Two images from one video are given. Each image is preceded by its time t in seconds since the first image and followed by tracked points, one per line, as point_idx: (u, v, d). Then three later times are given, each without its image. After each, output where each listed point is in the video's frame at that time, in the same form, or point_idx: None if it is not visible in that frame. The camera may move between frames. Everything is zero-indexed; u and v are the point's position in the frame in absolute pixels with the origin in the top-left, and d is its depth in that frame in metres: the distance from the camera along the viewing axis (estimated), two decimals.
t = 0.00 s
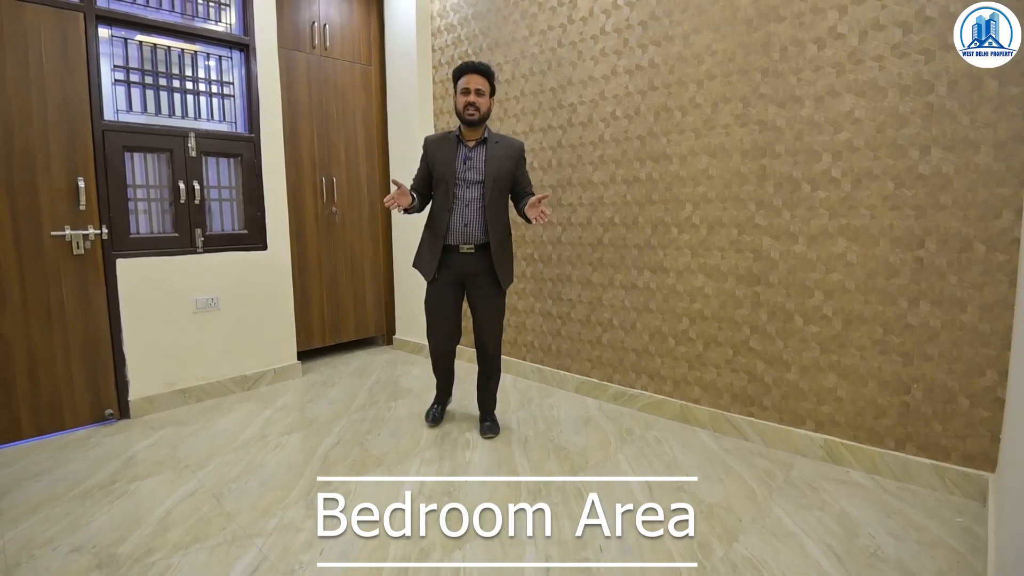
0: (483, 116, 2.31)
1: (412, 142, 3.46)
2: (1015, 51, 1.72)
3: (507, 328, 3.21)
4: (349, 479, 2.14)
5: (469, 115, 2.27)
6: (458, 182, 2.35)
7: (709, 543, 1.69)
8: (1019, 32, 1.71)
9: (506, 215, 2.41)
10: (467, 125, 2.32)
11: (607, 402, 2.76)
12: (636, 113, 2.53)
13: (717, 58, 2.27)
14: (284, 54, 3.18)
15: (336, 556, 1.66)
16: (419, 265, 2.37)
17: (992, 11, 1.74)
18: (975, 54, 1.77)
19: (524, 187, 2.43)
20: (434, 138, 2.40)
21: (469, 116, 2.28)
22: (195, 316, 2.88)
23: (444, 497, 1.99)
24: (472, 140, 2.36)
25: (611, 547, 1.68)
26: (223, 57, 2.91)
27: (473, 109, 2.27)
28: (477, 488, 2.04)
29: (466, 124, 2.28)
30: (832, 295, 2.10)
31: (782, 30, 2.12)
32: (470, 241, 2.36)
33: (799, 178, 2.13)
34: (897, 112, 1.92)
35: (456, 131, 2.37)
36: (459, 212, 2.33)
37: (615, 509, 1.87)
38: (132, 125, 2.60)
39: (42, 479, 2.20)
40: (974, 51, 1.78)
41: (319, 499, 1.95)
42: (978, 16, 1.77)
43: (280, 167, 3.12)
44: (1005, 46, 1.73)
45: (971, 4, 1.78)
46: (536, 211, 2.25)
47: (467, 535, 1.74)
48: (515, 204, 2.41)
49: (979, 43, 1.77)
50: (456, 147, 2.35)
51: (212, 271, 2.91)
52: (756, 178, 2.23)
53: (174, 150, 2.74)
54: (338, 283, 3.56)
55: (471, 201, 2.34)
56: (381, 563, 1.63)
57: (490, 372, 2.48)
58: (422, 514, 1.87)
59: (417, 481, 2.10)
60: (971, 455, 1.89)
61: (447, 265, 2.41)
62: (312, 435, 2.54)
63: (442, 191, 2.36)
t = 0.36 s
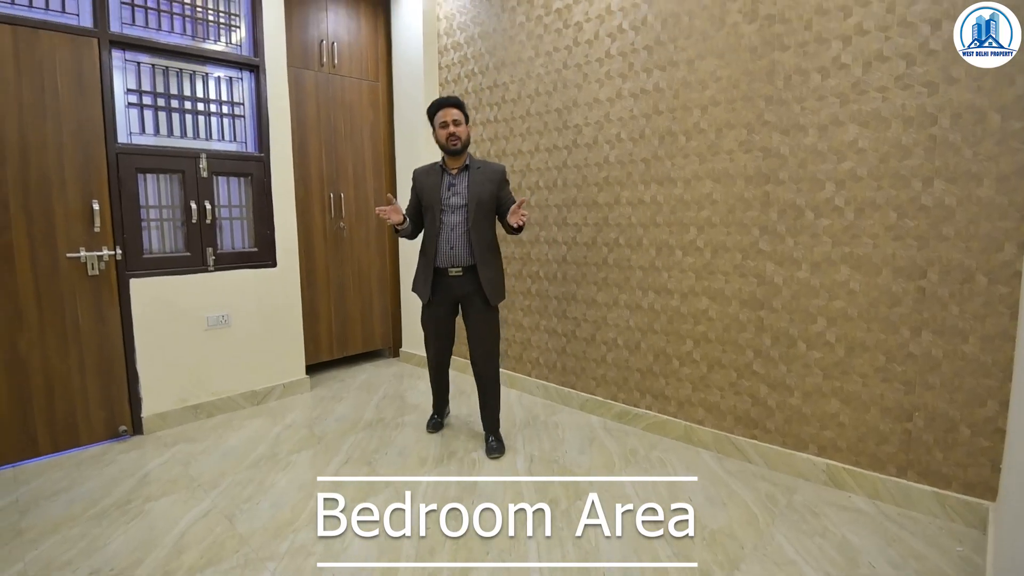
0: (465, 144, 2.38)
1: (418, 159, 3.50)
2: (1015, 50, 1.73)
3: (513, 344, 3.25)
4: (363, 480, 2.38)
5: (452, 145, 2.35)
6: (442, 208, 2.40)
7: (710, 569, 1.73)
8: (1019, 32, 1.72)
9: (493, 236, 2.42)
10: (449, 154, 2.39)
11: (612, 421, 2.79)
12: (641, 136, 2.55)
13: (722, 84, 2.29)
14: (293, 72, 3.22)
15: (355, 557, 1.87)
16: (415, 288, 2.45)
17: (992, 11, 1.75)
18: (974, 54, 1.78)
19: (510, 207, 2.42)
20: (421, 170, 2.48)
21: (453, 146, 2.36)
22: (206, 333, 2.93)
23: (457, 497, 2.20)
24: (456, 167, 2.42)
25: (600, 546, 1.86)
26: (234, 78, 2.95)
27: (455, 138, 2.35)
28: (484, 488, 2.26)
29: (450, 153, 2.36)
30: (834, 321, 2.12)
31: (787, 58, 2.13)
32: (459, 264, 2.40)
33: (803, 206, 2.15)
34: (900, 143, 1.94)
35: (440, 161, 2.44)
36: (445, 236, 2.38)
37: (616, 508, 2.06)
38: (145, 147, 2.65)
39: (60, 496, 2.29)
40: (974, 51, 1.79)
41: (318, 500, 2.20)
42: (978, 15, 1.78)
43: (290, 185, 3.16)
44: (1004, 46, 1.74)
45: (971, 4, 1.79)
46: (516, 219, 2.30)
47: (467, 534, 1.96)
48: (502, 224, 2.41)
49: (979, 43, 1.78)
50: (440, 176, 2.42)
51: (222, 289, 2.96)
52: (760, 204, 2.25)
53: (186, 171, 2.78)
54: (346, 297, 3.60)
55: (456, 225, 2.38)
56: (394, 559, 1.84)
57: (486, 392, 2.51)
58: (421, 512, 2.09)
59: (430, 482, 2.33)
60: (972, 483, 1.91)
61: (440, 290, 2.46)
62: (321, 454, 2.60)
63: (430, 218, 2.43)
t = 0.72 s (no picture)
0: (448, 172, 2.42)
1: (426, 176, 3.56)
2: (1015, 51, 1.74)
3: (518, 360, 3.30)
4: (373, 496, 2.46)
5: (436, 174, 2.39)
6: (432, 234, 2.43)
7: None
8: (1019, 32, 1.73)
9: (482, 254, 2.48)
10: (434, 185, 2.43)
11: (616, 440, 2.84)
12: (647, 160, 2.58)
13: (726, 112, 2.32)
14: (303, 92, 3.29)
15: (375, 557, 2.06)
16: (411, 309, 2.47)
17: (992, 11, 1.76)
18: (974, 52, 1.79)
19: (493, 226, 2.49)
20: (408, 199, 2.52)
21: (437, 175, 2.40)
22: (220, 349, 3.01)
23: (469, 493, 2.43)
24: (441, 195, 2.46)
25: (598, 550, 2.02)
26: (247, 100, 3.02)
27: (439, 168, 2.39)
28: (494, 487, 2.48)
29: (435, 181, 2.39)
30: (838, 350, 2.14)
31: (791, 88, 2.15)
32: (453, 283, 2.43)
33: (807, 235, 2.17)
34: (905, 176, 1.95)
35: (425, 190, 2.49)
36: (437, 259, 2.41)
37: (616, 508, 2.25)
38: (163, 171, 2.73)
39: (83, 512, 2.37)
40: (974, 51, 1.80)
41: (319, 500, 2.40)
42: (978, 16, 1.78)
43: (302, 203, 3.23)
44: (1004, 46, 1.75)
45: (971, 5, 1.80)
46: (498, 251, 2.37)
47: (466, 533, 2.15)
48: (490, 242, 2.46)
49: (979, 43, 1.79)
50: (426, 203, 2.46)
51: (236, 307, 3.04)
52: (764, 232, 2.27)
53: (201, 193, 2.86)
54: (354, 311, 3.67)
55: (446, 247, 2.42)
56: (408, 557, 2.03)
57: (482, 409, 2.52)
58: (421, 511, 2.30)
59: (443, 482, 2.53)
60: (973, 514, 1.92)
61: (435, 313, 2.49)
62: (332, 470, 2.68)
63: (420, 244, 2.45)
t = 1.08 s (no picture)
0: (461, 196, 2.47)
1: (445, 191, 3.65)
2: (1015, 51, 1.75)
3: (533, 375, 3.37)
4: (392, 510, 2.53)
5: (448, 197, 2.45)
6: (447, 254, 2.49)
7: None
8: (1019, 32, 1.75)
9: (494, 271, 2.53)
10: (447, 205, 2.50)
11: (629, 456, 2.89)
12: (662, 182, 2.62)
13: (741, 138, 2.36)
14: (326, 112, 3.39)
15: (398, 557, 2.19)
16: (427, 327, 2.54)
17: (992, 11, 1.78)
18: (973, 51, 1.81)
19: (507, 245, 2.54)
20: (423, 220, 2.59)
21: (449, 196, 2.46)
22: (246, 362, 3.13)
23: (482, 495, 2.58)
24: (455, 217, 2.52)
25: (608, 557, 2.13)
26: (272, 122, 3.13)
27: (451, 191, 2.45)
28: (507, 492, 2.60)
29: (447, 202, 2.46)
30: (851, 376, 2.16)
31: (806, 116, 2.18)
32: (468, 301, 2.49)
33: (821, 262, 2.19)
34: (919, 207, 1.96)
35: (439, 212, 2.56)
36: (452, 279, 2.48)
37: (625, 519, 2.36)
38: (193, 193, 2.86)
39: (120, 519, 2.49)
40: (974, 51, 1.82)
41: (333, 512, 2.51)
42: (978, 16, 1.80)
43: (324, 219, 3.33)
44: (1004, 46, 1.77)
45: (971, 4, 1.82)
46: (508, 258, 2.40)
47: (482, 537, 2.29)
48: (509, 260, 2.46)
49: (979, 43, 1.81)
50: (441, 224, 2.52)
51: (262, 321, 3.15)
52: (779, 257, 2.30)
53: (229, 213, 2.98)
54: (374, 323, 3.77)
55: (460, 266, 2.48)
56: (425, 559, 2.16)
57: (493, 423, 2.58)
58: (429, 518, 2.43)
59: (463, 482, 2.71)
60: (985, 544, 1.93)
61: (450, 331, 2.56)
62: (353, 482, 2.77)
63: (435, 264, 2.51)
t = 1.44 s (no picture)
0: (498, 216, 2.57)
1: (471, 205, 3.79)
2: (1015, 51, 1.78)
3: (556, 386, 3.52)
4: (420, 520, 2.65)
5: (486, 214, 2.54)
6: (476, 273, 2.58)
7: None
8: (1019, 32, 1.77)
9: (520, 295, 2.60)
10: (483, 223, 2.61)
11: (652, 469, 2.99)
12: (685, 201, 2.70)
13: (763, 159, 2.40)
14: (357, 128, 3.58)
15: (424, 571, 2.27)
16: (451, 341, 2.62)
17: (992, 11, 1.80)
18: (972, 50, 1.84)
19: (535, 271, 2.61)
20: (457, 234, 2.69)
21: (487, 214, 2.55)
22: (280, 370, 3.32)
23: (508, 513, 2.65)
24: (488, 235, 2.63)
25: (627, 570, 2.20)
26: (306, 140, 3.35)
27: (490, 209, 2.54)
28: (533, 507, 2.69)
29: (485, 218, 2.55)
30: (872, 398, 2.18)
31: (829, 139, 2.20)
32: (492, 321, 2.56)
33: (843, 284, 2.22)
34: (943, 233, 1.96)
35: (474, 228, 2.66)
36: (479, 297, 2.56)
37: (646, 535, 2.43)
38: (230, 209, 3.07)
39: (163, 520, 2.67)
40: (974, 51, 1.85)
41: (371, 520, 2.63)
42: (978, 15, 1.83)
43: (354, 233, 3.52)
44: (1004, 46, 1.79)
45: (971, 5, 1.85)
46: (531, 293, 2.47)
47: (506, 553, 2.36)
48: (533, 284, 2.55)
49: (979, 43, 1.84)
50: (474, 242, 2.62)
51: (295, 330, 3.35)
52: (800, 277, 2.34)
53: (265, 228, 3.19)
54: (402, 332, 3.93)
55: (488, 286, 2.56)
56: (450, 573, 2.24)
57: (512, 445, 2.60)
58: (454, 532, 2.52)
59: (488, 494, 2.84)
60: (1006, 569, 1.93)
61: (474, 348, 2.63)
62: (381, 489, 2.91)
63: (464, 281, 2.60)
